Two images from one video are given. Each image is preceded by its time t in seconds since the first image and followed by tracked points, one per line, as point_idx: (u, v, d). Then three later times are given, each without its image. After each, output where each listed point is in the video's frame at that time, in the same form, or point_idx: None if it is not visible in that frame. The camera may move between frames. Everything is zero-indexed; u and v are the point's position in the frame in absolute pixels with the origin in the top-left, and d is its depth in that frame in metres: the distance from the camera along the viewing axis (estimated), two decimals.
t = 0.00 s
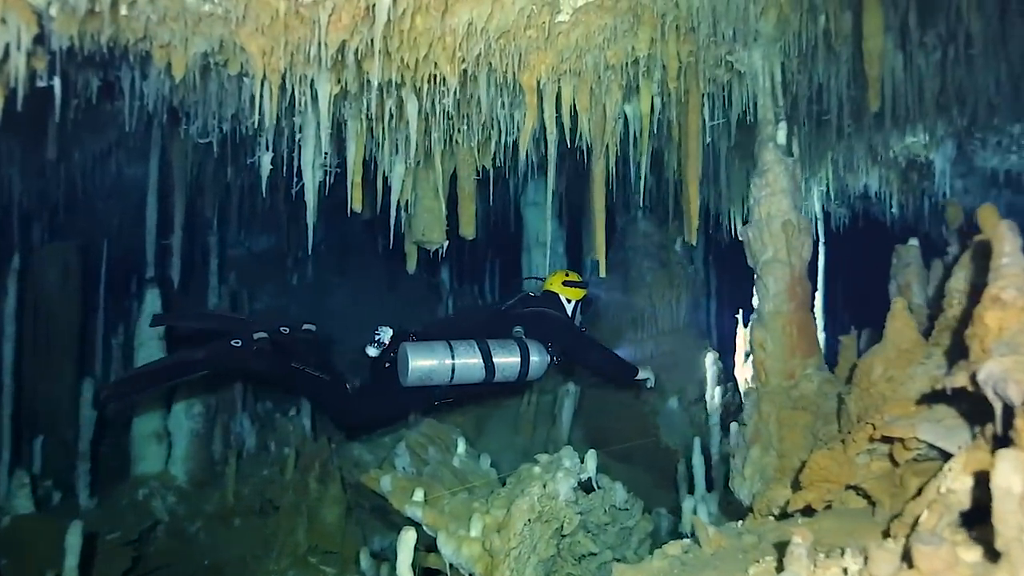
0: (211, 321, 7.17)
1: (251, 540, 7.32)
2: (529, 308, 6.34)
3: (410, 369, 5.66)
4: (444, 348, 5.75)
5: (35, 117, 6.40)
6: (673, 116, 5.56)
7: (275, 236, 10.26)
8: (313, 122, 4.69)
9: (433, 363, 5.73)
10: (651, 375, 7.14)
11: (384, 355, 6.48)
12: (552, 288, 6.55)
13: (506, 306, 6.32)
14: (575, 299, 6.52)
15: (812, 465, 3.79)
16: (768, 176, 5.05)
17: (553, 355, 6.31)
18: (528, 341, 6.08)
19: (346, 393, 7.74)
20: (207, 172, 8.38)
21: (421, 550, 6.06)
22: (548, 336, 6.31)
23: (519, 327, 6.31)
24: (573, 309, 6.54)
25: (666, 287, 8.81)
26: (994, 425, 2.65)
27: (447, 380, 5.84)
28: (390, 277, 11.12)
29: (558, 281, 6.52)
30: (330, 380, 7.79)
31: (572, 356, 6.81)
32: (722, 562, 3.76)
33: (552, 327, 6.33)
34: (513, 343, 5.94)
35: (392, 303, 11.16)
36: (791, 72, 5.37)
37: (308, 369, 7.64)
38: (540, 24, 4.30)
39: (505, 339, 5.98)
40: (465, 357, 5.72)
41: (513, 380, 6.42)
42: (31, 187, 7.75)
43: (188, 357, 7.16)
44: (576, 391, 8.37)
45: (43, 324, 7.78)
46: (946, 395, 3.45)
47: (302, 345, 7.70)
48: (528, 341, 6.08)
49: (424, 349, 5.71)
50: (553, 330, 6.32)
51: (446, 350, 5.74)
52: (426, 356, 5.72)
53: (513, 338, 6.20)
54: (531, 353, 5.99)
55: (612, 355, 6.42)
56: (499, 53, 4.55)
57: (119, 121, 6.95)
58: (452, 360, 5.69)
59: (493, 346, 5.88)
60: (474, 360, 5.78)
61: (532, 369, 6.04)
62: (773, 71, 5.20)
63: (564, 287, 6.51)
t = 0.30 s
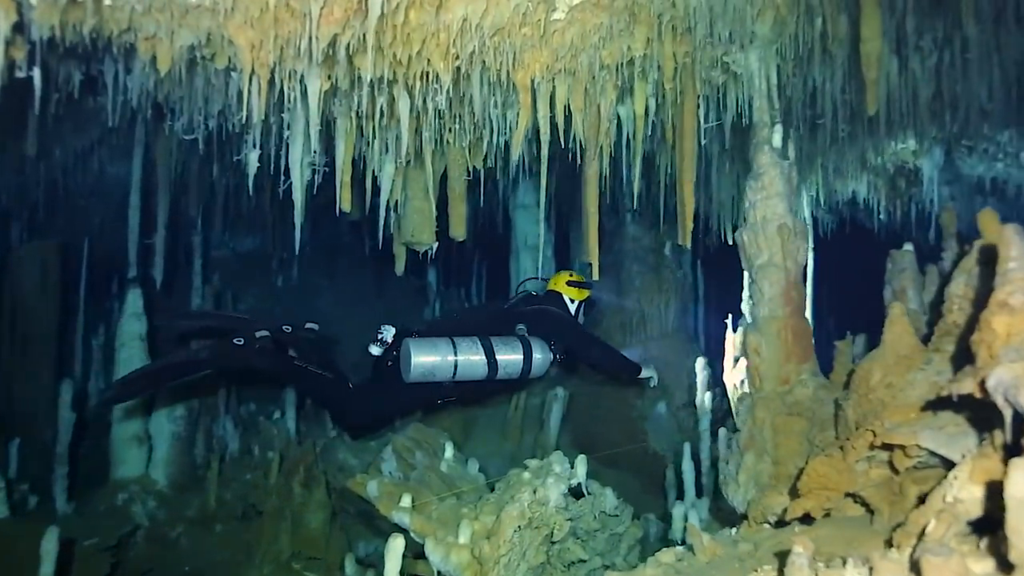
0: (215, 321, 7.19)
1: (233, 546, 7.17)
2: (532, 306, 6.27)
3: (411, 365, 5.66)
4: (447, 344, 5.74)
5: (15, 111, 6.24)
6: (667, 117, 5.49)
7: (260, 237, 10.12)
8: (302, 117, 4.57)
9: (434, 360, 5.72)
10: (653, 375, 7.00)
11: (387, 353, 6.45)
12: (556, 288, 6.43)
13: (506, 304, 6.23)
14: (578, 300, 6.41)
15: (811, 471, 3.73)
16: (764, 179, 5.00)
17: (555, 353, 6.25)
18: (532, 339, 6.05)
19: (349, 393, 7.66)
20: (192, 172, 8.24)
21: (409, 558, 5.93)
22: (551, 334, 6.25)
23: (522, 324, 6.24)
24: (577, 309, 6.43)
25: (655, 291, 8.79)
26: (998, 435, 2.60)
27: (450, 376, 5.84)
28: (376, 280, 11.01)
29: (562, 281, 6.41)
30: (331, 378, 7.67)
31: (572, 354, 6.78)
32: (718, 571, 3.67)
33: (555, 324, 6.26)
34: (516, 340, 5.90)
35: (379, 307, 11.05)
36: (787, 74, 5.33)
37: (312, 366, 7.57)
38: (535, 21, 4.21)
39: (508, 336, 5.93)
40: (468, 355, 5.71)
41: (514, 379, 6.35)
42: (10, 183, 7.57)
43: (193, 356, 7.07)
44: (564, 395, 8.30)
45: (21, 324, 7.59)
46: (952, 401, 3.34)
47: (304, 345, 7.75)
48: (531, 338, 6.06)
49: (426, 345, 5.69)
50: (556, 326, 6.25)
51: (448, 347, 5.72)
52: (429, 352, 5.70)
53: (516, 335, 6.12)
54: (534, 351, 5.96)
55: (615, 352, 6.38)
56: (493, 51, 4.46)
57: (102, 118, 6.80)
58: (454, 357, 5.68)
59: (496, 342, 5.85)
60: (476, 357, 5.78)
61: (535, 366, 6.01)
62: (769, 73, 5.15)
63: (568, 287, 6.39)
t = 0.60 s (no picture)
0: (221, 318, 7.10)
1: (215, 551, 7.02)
2: (534, 303, 6.22)
3: (415, 360, 5.61)
4: (448, 340, 5.67)
5: None
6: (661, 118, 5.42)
7: (245, 238, 9.98)
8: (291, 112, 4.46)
9: (437, 356, 5.66)
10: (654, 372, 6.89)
11: (389, 352, 6.40)
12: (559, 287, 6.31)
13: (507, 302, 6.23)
14: (581, 300, 6.26)
15: (808, 479, 3.66)
16: (760, 181, 4.94)
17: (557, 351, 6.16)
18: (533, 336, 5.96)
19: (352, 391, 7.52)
20: (176, 170, 8.09)
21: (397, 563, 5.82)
22: (553, 331, 6.15)
23: (523, 322, 6.17)
24: (580, 309, 6.31)
25: (644, 295, 8.74)
26: (1006, 443, 2.55)
27: (451, 372, 5.78)
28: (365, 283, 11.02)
29: (564, 280, 6.28)
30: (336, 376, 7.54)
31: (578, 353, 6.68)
32: None
33: (556, 321, 6.18)
34: (518, 337, 5.84)
35: (366, 309, 11.04)
36: (782, 76, 5.28)
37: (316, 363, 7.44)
38: (531, 18, 4.13)
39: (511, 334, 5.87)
40: (470, 351, 5.65)
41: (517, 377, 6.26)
42: None
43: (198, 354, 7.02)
44: (552, 399, 8.17)
45: None
46: (956, 407, 3.32)
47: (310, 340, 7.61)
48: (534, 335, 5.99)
49: (429, 340, 5.64)
50: (556, 323, 6.17)
51: (451, 342, 5.67)
52: (431, 347, 5.65)
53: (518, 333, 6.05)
54: (535, 349, 5.87)
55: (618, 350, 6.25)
56: (488, 47, 4.38)
57: (85, 113, 6.66)
58: (458, 353, 5.63)
59: (498, 339, 5.79)
60: (478, 354, 5.71)
61: (538, 364, 5.91)
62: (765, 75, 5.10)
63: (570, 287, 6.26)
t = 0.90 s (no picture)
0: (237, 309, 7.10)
1: (195, 554, 6.87)
2: (534, 302, 6.24)
3: (415, 355, 5.50)
4: (449, 336, 5.57)
5: None
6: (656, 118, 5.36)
7: (231, 237, 9.85)
8: (280, 106, 4.36)
9: (436, 352, 5.55)
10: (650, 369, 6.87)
11: (388, 349, 6.29)
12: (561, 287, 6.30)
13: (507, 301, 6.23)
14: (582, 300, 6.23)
15: (806, 485, 3.59)
16: (755, 183, 4.89)
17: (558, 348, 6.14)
18: (535, 333, 5.91)
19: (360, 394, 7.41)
20: (161, 167, 7.96)
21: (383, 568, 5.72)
22: (554, 328, 6.15)
23: (524, 319, 6.15)
24: (580, 309, 6.30)
25: (634, 298, 8.70)
26: (1015, 450, 2.49)
27: (451, 369, 5.68)
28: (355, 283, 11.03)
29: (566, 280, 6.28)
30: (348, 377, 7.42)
31: (575, 352, 6.68)
32: None
33: (557, 318, 6.21)
34: (518, 334, 5.78)
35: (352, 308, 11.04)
36: (777, 78, 5.24)
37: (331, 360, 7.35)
38: (526, 14, 4.05)
39: (512, 332, 5.81)
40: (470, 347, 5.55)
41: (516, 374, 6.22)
42: None
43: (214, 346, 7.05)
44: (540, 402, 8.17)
45: None
46: (959, 413, 3.27)
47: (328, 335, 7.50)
48: (535, 333, 5.94)
49: (429, 335, 5.53)
50: (557, 320, 6.18)
51: (451, 338, 5.55)
52: (431, 343, 5.53)
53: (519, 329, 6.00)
54: (536, 345, 5.81)
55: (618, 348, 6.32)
56: (483, 44, 4.30)
57: (67, 106, 6.51)
58: (457, 349, 5.52)
59: (498, 336, 5.71)
60: (478, 350, 5.62)
61: (538, 361, 5.86)
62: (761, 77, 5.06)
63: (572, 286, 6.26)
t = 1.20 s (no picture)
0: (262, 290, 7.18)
1: (176, 556, 6.73)
2: (534, 297, 6.26)
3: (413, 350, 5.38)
4: (448, 330, 5.45)
5: None
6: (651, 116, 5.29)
7: (215, 234, 9.70)
8: (270, 98, 4.24)
9: (435, 346, 5.44)
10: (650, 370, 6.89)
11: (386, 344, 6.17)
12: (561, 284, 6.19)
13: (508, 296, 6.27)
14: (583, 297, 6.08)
15: (805, 488, 3.54)
16: (751, 183, 4.84)
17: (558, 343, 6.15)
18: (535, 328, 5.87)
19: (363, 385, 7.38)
20: (144, 161, 7.80)
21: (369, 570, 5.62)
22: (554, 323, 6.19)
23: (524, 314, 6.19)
24: (580, 306, 6.19)
25: (624, 299, 8.65)
26: None
27: (450, 363, 5.58)
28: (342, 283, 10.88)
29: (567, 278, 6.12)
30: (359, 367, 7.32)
31: (575, 347, 6.73)
32: None
33: (557, 314, 6.25)
34: (518, 330, 5.71)
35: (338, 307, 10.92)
36: (772, 77, 5.19)
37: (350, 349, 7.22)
38: (522, 8, 3.97)
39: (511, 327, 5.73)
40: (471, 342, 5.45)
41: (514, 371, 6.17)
42: None
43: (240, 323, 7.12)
44: (529, 404, 8.10)
45: None
46: (961, 417, 3.23)
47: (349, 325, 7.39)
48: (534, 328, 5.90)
49: (428, 330, 5.42)
50: (558, 316, 6.23)
51: (450, 333, 5.44)
52: (430, 337, 5.41)
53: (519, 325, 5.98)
54: (535, 342, 5.75)
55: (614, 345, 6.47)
56: (477, 36, 4.21)
57: (49, 97, 6.35)
58: (457, 344, 5.42)
59: (498, 331, 5.63)
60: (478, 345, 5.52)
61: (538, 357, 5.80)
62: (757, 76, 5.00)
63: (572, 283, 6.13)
